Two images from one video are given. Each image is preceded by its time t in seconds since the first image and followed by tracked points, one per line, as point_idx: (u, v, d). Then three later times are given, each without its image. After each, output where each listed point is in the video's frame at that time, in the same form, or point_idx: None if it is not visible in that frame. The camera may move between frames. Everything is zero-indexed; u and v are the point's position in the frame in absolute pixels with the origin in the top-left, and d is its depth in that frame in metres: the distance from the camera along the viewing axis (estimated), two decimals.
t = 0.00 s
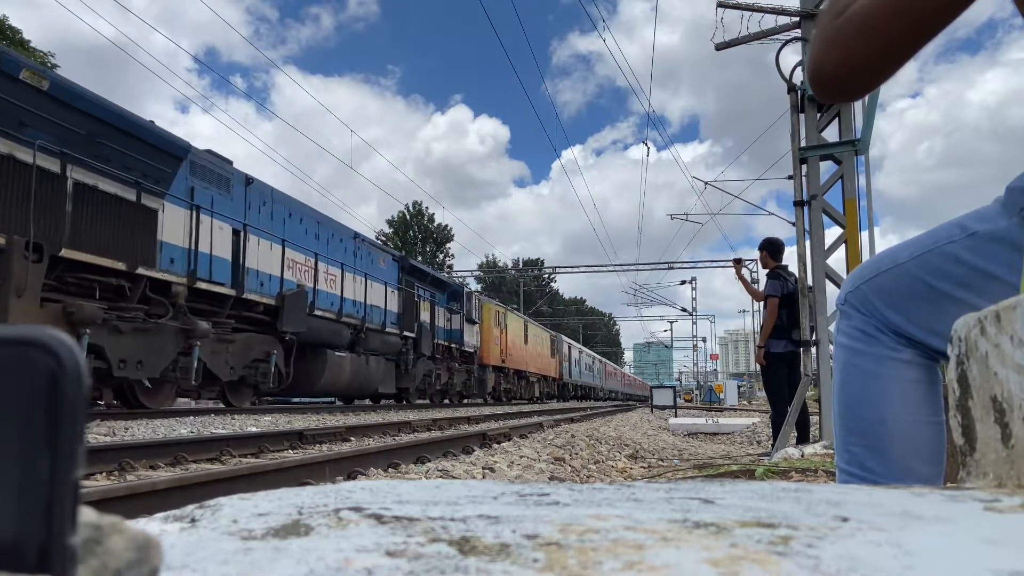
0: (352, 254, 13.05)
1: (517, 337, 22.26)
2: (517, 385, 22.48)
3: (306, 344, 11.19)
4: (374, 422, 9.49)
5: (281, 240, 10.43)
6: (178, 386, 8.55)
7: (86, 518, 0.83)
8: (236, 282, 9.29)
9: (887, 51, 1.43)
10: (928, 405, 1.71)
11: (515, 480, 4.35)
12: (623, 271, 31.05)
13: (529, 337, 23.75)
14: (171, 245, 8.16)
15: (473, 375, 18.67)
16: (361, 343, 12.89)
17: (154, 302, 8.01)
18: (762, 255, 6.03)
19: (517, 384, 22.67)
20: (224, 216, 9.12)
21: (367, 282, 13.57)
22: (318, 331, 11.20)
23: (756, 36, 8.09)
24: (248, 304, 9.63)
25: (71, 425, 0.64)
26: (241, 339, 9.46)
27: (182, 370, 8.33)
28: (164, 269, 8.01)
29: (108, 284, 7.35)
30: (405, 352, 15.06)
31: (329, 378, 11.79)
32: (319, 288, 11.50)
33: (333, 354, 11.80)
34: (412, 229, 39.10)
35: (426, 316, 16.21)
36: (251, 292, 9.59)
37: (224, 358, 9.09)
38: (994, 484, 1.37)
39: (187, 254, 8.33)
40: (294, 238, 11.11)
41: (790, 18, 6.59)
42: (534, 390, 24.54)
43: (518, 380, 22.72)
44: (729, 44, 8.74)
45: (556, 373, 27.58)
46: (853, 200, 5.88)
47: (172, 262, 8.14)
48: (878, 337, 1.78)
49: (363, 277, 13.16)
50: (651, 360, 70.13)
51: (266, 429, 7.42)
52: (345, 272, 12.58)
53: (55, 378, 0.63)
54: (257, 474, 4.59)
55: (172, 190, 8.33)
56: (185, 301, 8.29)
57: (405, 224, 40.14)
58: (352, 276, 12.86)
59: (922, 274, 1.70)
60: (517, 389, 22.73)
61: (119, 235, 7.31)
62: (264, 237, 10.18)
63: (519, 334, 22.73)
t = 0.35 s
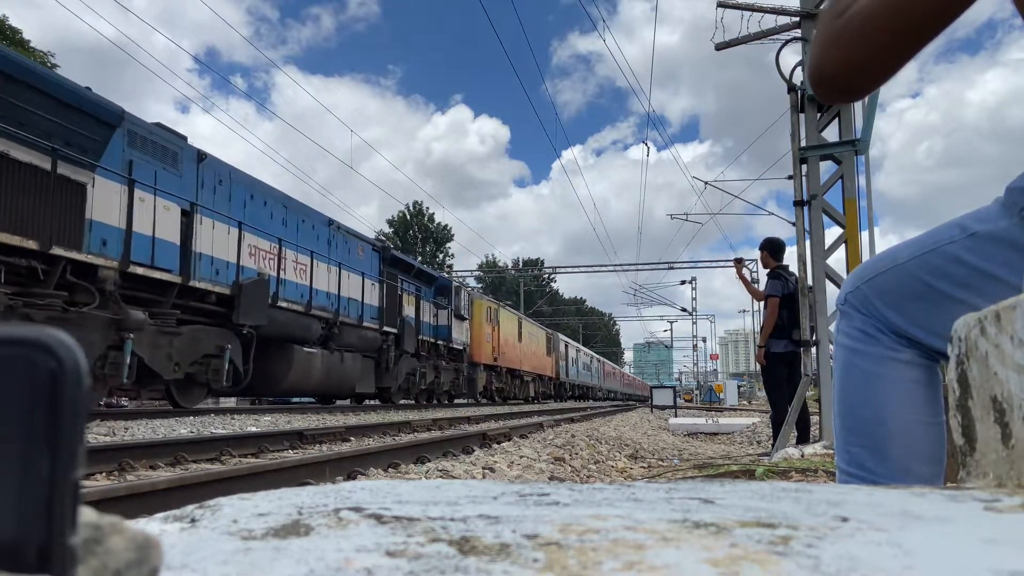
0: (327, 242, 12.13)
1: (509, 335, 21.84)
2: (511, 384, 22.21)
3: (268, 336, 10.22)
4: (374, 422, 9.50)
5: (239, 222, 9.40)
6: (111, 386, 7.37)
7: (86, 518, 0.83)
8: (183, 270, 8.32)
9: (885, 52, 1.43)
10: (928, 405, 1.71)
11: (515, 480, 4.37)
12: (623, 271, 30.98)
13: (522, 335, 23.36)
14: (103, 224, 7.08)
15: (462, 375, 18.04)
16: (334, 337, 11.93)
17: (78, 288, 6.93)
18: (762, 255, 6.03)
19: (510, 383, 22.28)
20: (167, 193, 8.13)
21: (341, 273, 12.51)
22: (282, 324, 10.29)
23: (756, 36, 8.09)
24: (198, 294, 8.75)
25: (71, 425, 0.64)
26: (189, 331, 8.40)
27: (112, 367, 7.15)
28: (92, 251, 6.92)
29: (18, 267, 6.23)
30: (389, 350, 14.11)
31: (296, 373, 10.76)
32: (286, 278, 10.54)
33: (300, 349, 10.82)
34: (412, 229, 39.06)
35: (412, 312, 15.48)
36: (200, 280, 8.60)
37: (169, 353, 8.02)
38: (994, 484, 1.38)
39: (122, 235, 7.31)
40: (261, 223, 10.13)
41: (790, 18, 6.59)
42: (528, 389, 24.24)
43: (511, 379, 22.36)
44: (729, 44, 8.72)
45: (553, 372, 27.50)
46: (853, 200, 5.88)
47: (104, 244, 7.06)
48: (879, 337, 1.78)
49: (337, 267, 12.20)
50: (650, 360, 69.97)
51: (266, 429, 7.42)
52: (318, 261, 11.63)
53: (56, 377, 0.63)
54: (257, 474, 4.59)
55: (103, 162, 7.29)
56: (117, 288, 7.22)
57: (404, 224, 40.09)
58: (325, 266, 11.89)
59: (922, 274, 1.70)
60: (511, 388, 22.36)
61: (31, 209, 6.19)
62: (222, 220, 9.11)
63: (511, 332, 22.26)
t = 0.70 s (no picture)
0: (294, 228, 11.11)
1: (500, 332, 21.32)
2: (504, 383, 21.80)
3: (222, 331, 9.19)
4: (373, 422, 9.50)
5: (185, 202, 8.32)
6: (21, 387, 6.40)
7: (86, 518, 0.83)
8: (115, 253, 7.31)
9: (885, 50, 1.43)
10: (928, 406, 1.71)
11: (516, 480, 4.39)
12: (623, 271, 30.91)
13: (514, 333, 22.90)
14: (13, 197, 6.14)
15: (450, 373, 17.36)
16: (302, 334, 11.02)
17: None
18: (762, 255, 6.03)
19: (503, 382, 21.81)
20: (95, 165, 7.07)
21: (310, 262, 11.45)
22: (240, 317, 9.29)
23: (756, 36, 8.08)
24: (137, 281, 7.71)
25: (71, 424, 0.64)
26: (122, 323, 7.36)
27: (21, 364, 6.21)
28: None
29: None
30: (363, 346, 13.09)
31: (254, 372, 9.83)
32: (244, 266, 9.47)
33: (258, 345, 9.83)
34: (412, 229, 38.97)
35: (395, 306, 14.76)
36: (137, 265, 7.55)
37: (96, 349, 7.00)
38: (994, 484, 1.38)
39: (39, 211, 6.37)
40: (222, 208, 9.26)
41: (790, 18, 6.59)
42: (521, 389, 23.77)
43: (503, 378, 21.91)
44: (729, 44, 8.70)
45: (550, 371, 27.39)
46: (853, 199, 5.88)
47: (15, 221, 6.15)
48: (879, 337, 1.77)
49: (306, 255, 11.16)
50: (649, 360, 69.85)
51: (266, 429, 7.43)
52: (283, 247, 10.59)
53: (56, 377, 0.63)
54: (257, 474, 4.59)
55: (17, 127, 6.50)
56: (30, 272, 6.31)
57: (405, 224, 39.97)
58: (292, 253, 10.83)
59: (922, 274, 1.70)
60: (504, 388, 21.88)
61: None
62: (166, 199, 8.08)
63: (503, 329, 21.72)
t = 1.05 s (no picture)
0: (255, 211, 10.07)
1: (489, 328, 20.61)
2: (496, 382, 21.21)
3: (164, 323, 8.00)
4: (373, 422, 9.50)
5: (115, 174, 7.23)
6: None
7: (86, 519, 0.83)
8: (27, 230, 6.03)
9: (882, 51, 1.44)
10: (929, 406, 1.71)
11: (516, 480, 4.42)
12: (625, 271, 30.72)
13: (505, 329, 22.25)
14: None
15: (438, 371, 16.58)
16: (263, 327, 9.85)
17: None
18: (762, 255, 6.02)
19: (493, 381, 21.11)
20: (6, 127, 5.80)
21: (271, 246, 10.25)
22: (186, 306, 8.05)
23: (757, 36, 8.07)
24: (54, 264, 6.50)
25: (70, 425, 0.64)
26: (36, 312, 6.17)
27: None
28: None
29: None
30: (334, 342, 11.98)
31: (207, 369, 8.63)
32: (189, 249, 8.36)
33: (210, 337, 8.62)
34: (411, 229, 38.89)
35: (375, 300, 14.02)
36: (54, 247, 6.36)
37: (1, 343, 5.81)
38: (995, 484, 1.38)
39: None
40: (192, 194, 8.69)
41: (790, 18, 6.59)
42: (512, 388, 23.10)
43: (494, 376, 21.29)
44: (729, 44, 8.67)
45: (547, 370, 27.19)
46: (853, 200, 5.88)
47: None
48: (880, 338, 1.77)
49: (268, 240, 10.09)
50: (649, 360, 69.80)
51: (266, 429, 7.44)
52: (241, 231, 9.50)
53: (56, 377, 0.63)
54: (257, 474, 4.59)
55: None
56: None
57: (405, 224, 39.90)
58: (251, 237, 9.74)
59: (922, 274, 1.70)
60: (495, 387, 21.20)
61: None
62: (93, 169, 7.00)
63: (492, 325, 20.95)
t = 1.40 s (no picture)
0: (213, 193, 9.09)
1: (479, 324, 19.75)
2: (486, 381, 20.47)
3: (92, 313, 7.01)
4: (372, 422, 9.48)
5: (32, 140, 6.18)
6: None
7: (86, 518, 0.83)
8: None
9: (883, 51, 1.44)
10: (928, 407, 1.71)
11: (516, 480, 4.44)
12: (625, 271, 30.59)
13: (495, 326, 21.42)
14: None
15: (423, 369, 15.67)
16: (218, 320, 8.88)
17: None
18: (761, 255, 6.02)
19: (484, 380, 20.36)
20: None
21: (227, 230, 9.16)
22: (114, 293, 7.10)
23: (756, 36, 8.06)
24: None
25: (70, 425, 0.64)
26: None
27: None
28: None
29: None
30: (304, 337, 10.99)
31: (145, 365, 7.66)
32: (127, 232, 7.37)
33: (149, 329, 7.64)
34: (411, 229, 38.76)
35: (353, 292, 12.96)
36: None
37: None
38: (994, 483, 1.38)
39: None
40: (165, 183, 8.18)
41: (790, 18, 6.58)
42: (503, 387, 22.32)
43: (485, 375, 20.52)
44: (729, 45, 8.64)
45: (543, 370, 27.02)
46: (853, 200, 5.88)
47: None
48: (880, 338, 1.77)
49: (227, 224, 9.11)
50: (649, 360, 69.73)
51: (266, 429, 7.44)
52: (193, 212, 8.49)
53: (57, 378, 0.63)
54: (257, 474, 4.58)
55: None
56: None
57: (405, 224, 39.78)
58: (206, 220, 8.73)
59: (922, 274, 1.70)
60: (485, 386, 20.45)
61: None
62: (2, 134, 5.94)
63: (481, 321, 20.04)
